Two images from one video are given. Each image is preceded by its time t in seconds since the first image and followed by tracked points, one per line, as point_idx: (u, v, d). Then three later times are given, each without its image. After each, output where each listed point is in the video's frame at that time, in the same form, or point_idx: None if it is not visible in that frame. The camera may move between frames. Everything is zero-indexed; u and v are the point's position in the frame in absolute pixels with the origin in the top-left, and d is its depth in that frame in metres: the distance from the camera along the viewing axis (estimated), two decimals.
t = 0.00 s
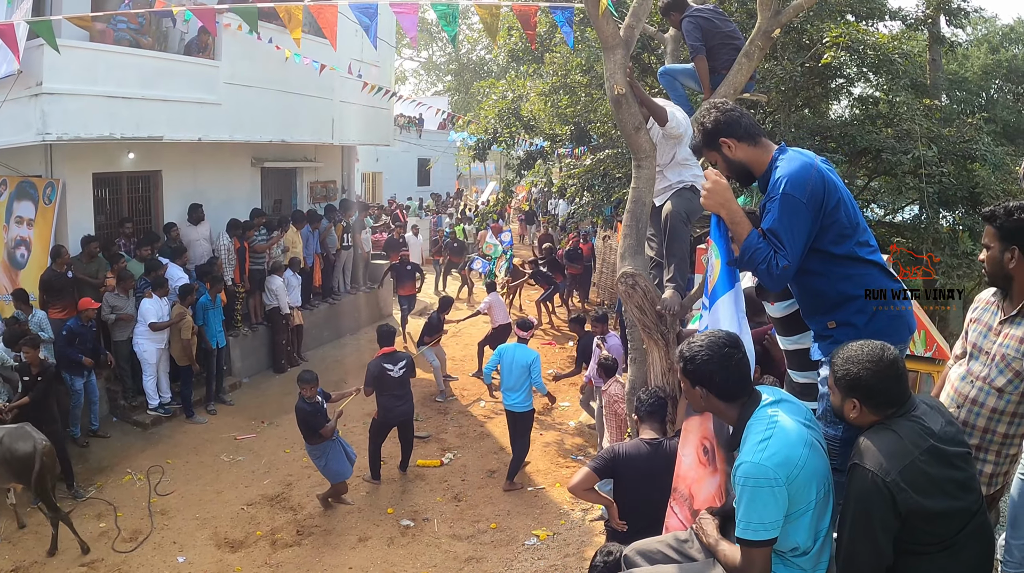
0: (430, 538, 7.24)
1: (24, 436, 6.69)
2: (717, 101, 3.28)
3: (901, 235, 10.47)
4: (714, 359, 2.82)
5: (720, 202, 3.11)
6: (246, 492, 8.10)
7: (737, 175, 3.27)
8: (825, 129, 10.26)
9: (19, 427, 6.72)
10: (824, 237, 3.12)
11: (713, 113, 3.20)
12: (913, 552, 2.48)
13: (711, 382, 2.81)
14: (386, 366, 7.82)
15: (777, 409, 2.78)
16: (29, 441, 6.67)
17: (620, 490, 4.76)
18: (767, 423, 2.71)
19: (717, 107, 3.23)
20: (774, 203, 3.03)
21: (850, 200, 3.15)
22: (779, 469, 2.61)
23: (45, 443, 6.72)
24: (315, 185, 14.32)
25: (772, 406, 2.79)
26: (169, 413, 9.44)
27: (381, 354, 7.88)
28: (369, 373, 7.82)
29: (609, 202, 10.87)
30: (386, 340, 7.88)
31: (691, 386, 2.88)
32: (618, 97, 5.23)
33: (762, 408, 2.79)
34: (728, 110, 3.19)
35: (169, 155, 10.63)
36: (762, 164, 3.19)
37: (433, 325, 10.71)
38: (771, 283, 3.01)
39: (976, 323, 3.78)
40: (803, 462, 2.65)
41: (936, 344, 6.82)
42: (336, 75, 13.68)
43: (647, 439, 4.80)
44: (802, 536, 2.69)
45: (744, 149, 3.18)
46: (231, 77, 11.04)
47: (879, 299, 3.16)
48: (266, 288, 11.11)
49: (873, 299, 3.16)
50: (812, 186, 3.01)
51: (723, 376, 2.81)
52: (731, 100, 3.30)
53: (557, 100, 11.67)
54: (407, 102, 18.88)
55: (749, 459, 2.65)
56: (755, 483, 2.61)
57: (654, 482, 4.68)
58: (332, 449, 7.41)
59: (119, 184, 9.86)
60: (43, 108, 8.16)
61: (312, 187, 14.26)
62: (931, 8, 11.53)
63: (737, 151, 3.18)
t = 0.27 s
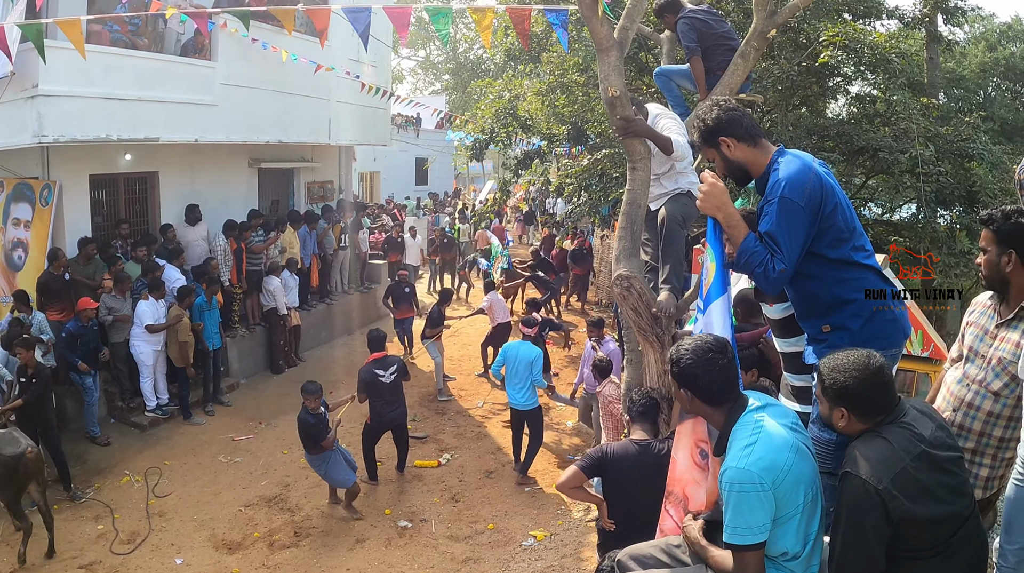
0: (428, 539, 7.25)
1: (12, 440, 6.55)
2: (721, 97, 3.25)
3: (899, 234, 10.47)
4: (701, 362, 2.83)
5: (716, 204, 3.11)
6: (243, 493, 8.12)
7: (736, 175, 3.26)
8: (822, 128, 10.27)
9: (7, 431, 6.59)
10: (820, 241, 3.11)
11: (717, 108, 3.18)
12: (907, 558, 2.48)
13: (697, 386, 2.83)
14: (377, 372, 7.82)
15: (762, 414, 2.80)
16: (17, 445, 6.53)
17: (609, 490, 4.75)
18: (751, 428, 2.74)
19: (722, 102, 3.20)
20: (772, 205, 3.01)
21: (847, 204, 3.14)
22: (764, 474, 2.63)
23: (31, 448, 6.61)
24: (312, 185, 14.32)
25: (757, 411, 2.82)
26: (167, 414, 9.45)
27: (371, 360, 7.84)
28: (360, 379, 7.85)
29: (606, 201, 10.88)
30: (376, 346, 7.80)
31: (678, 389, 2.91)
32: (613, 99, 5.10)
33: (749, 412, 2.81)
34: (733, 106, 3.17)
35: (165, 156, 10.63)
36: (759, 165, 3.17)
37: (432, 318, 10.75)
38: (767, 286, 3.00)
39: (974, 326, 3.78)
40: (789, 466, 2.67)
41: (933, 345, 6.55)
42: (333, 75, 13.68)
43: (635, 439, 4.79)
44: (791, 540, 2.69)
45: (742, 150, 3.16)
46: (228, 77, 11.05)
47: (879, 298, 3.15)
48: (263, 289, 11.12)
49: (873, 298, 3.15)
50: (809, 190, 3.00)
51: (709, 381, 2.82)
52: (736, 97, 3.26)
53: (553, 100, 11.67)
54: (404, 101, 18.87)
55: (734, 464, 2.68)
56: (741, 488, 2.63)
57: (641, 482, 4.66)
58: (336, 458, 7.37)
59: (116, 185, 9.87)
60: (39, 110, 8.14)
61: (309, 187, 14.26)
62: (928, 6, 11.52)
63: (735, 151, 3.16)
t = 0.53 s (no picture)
0: (426, 538, 7.26)
1: None
2: (723, 92, 3.21)
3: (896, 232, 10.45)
4: (695, 360, 2.85)
5: (710, 205, 3.12)
6: (242, 493, 8.13)
7: (728, 173, 3.25)
8: (820, 127, 10.30)
9: None
10: (814, 242, 3.10)
11: (719, 104, 3.13)
12: (897, 557, 2.49)
13: (692, 383, 2.85)
14: (373, 376, 7.82)
15: (757, 412, 2.80)
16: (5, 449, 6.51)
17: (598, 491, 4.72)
18: (746, 426, 2.74)
19: (723, 97, 3.16)
20: (765, 206, 3.02)
21: (842, 205, 3.13)
22: (759, 472, 2.64)
23: (17, 452, 6.57)
24: (310, 184, 14.33)
25: (753, 409, 2.82)
26: (166, 414, 9.47)
27: (367, 363, 7.86)
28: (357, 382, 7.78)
29: (604, 200, 10.90)
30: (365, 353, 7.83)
31: (673, 386, 2.92)
32: (610, 99, 5.08)
33: (744, 411, 2.82)
34: (733, 104, 3.12)
35: (163, 156, 10.64)
36: (754, 165, 3.16)
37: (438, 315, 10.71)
38: (760, 287, 3.04)
39: (969, 325, 3.75)
40: (784, 464, 2.67)
41: (931, 342, 6.33)
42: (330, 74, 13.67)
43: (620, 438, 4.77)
44: (787, 538, 2.69)
45: (736, 150, 3.14)
46: (226, 77, 11.05)
47: (879, 298, 3.17)
48: (261, 289, 11.13)
49: (874, 298, 3.17)
50: (804, 191, 3.00)
51: (703, 379, 2.84)
52: (739, 92, 3.22)
53: (551, 99, 11.67)
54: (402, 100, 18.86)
55: (729, 462, 2.69)
56: (735, 486, 2.64)
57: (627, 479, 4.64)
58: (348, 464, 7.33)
59: (114, 185, 9.88)
60: (37, 111, 8.14)
61: (307, 187, 14.27)
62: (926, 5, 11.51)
63: (728, 151, 3.16)
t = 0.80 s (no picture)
0: (424, 538, 7.27)
1: None
2: (720, 90, 3.21)
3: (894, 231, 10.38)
4: (690, 359, 2.85)
5: (704, 205, 3.11)
6: (240, 492, 8.14)
7: (721, 171, 3.25)
8: (818, 126, 10.33)
9: None
10: (808, 243, 3.11)
11: (716, 102, 3.12)
12: (886, 556, 2.48)
13: (685, 383, 2.85)
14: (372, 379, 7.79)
15: (751, 412, 2.81)
16: None
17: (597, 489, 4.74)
18: (739, 426, 2.75)
19: (720, 95, 3.15)
20: (758, 207, 3.02)
21: (836, 204, 3.13)
22: (752, 472, 2.64)
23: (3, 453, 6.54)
24: (309, 184, 14.34)
25: (747, 409, 2.83)
26: (164, 414, 9.49)
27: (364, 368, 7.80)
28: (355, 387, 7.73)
29: (602, 200, 10.92)
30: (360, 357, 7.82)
31: (668, 385, 2.92)
32: (605, 97, 5.11)
33: (737, 411, 2.82)
34: (730, 102, 3.11)
35: (162, 157, 10.66)
36: (748, 165, 3.16)
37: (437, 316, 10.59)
38: (753, 288, 3.03)
39: (964, 324, 3.75)
40: (777, 464, 2.67)
41: (928, 342, 6.25)
42: (329, 74, 13.69)
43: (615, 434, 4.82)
44: (780, 539, 2.70)
45: (730, 149, 3.14)
46: (225, 77, 11.07)
47: (877, 298, 3.20)
48: (260, 289, 11.14)
49: (874, 298, 3.20)
50: (797, 192, 3.00)
51: (696, 378, 2.84)
52: (736, 90, 3.21)
53: (549, 98, 11.68)
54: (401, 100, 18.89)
55: (721, 463, 2.69)
56: (727, 486, 2.65)
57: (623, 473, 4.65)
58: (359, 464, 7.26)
59: (112, 185, 9.89)
60: (35, 111, 8.16)
61: (306, 187, 14.28)
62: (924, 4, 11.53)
63: (722, 149, 3.16)
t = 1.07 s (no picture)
0: (424, 537, 7.27)
1: None
2: (718, 89, 3.20)
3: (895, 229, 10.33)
4: (685, 361, 2.85)
5: (700, 206, 3.12)
6: (240, 492, 8.14)
7: (718, 172, 3.25)
8: (818, 125, 10.35)
9: None
10: (804, 243, 3.10)
11: (713, 102, 3.12)
12: (887, 557, 2.48)
13: (682, 385, 2.85)
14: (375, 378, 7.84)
15: (747, 414, 2.81)
16: None
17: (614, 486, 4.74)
18: (736, 428, 2.75)
19: (719, 95, 3.14)
20: (754, 208, 3.02)
21: (832, 205, 3.13)
22: (748, 474, 2.64)
23: None
24: (308, 184, 14.34)
25: (743, 411, 2.83)
26: (164, 414, 9.50)
27: (366, 367, 7.87)
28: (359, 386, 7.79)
29: (601, 199, 10.92)
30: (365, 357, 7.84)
31: (663, 388, 2.93)
32: (605, 97, 5.11)
33: (733, 412, 2.83)
34: (727, 103, 3.12)
35: (161, 157, 10.65)
36: (744, 165, 3.16)
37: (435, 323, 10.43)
38: (749, 289, 3.04)
39: (964, 324, 3.74)
40: (774, 466, 2.67)
41: (928, 341, 6.25)
42: (328, 74, 13.70)
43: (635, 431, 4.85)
44: (777, 540, 2.70)
45: (726, 149, 3.14)
46: (224, 77, 11.08)
47: (877, 298, 3.20)
48: (260, 289, 11.15)
49: (874, 298, 3.21)
50: (793, 193, 3.00)
51: (692, 380, 2.84)
52: (734, 90, 3.21)
53: (549, 97, 11.68)
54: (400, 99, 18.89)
55: (718, 465, 2.69)
56: (724, 488, 2.65)
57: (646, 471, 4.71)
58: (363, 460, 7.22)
59: (112, 186, 9.90)
60: (34, 111, 8.16)
61: (305, 186, 14.27)
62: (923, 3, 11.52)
63: (718, 149, 3.15)
